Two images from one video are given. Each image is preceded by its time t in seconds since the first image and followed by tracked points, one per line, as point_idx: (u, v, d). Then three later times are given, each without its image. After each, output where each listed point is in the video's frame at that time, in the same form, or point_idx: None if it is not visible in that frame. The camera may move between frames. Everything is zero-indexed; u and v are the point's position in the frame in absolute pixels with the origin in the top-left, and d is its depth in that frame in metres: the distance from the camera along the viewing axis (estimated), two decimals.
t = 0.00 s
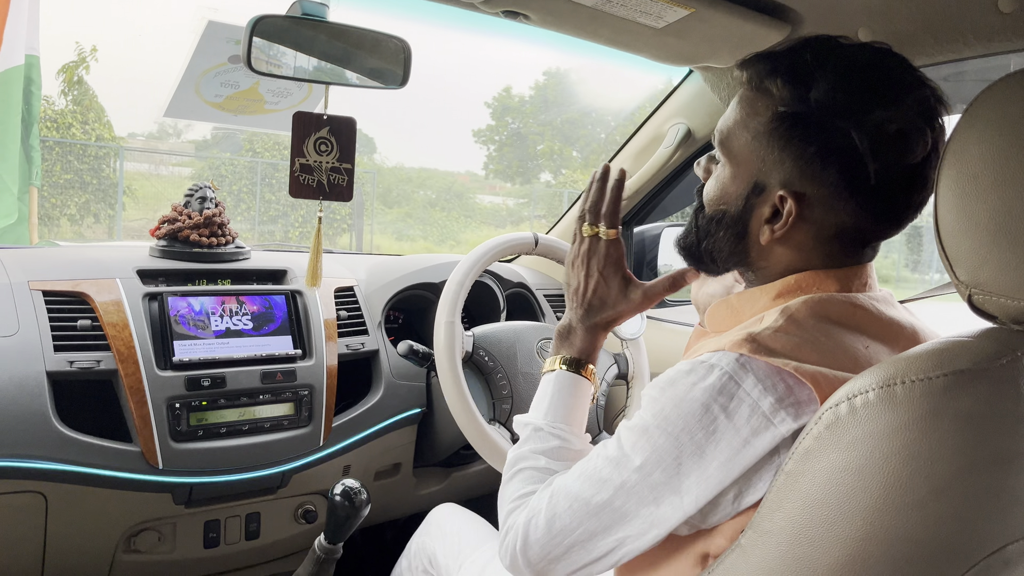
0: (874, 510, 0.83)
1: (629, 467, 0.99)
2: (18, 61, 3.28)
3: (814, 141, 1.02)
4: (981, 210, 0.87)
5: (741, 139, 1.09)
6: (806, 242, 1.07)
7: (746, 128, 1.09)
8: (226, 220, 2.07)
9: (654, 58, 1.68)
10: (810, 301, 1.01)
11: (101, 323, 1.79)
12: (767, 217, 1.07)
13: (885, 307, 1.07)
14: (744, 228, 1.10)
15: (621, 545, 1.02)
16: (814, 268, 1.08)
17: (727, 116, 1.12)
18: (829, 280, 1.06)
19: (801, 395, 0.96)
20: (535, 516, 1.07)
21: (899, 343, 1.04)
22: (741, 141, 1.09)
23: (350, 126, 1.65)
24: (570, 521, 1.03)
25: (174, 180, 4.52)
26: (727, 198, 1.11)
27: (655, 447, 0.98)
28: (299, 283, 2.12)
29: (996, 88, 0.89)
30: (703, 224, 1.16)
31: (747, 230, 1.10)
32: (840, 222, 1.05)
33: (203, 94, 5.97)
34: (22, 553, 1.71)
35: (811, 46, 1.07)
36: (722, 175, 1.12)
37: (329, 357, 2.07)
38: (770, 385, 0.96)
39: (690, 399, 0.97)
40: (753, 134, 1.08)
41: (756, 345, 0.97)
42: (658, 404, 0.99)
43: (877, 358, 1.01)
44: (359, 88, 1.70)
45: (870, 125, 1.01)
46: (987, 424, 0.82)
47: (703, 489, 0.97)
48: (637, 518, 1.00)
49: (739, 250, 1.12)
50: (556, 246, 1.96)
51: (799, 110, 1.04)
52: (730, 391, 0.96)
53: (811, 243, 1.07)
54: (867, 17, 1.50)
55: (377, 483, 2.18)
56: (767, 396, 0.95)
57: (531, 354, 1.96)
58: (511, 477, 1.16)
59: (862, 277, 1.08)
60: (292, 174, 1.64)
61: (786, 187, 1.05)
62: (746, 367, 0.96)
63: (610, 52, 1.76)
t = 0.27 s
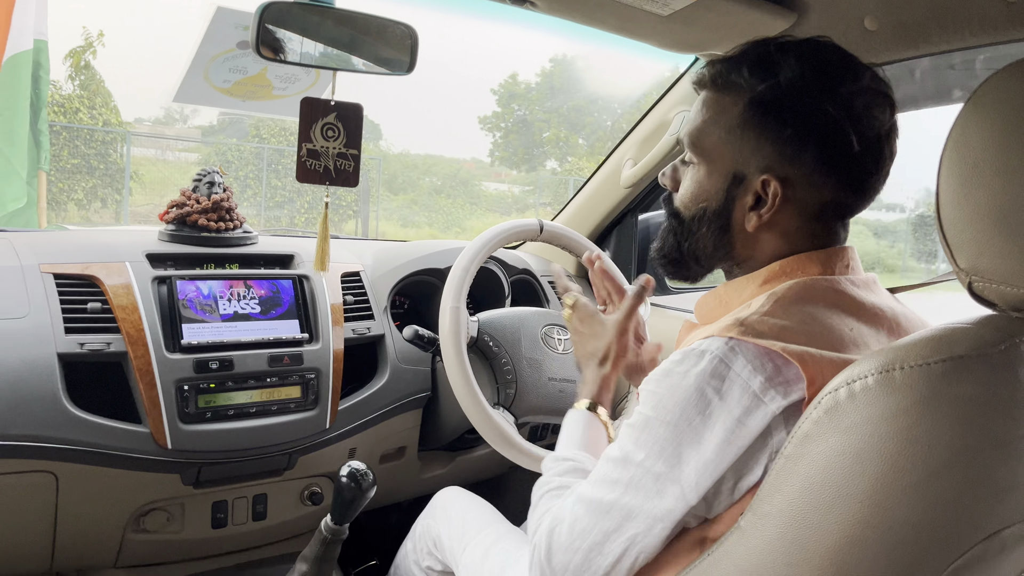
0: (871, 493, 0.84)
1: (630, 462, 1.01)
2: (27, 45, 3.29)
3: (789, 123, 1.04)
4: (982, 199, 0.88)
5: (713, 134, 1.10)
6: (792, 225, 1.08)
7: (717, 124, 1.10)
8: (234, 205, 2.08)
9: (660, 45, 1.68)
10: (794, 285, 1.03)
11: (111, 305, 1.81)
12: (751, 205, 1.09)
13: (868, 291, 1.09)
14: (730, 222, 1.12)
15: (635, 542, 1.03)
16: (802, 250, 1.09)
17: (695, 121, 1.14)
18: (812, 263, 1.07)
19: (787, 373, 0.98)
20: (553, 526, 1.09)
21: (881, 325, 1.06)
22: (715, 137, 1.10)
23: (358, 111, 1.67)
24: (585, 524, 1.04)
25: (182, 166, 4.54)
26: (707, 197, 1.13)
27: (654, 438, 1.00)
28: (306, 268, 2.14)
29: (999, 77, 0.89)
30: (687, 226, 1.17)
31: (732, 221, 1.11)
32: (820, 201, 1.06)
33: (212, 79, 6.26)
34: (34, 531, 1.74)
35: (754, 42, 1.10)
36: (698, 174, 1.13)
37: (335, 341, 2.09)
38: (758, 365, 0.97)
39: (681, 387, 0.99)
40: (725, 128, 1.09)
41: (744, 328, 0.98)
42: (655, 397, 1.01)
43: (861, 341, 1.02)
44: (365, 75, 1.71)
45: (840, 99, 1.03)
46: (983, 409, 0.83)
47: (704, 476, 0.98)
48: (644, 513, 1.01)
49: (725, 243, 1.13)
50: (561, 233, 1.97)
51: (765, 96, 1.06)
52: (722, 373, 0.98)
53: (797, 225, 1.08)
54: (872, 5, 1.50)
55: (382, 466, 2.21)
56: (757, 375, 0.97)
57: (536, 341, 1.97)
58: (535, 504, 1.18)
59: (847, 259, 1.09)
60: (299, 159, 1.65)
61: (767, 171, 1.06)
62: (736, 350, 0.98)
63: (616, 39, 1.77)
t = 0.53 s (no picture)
0: (882, 480, 0.85)
1: (663, 452, 1.06)
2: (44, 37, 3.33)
3: (862, 111, 1.11)
4: (995, 190, 0.89)
5: (785, 119, 1.13)
6: (855, 212, 1.13)
7: (791, 109, 1.13)
8: (250, 195, 2.10)
9: (674, 37, 1.69)
10: (822, 275, 1.09)
11: (131, 294, 1.84)
12: (824, 192, 1.12)
13: (888, 283, 1.12)
14: (800, 208, 1.13)
15: (670, 534, 1.07)
16: (856, 237, 1.15)
17: (761, 106, 1.15)
18: (838, 253, 1.13)
19: (821, 360, 1.00)
20: (587, 526, 1.15)
21: (905, 316, 1.09)
22: (789, 123, 1.13)
23: (374, 103, 1.68)
24: (619, 518, 1.10)
25: (195, 157, 4.58)
26: (778, 183, 1.14)
27: (687, 424, 1.05)
28: (321, 258, 2.16)
29: (1011, 69, 0.90)
30: (748, 214, 1.18)
31: (800, 208, 1.13)
32: (882, 189, 1.13)
33: (231, 72, 6.20)
34: (56, 515, 1.78)
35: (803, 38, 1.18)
36: (768, 159, 1.14)
37: (350, 331, 2.11)
38: (792, 351, 1.01)
39: (715, 373, 1.04)
40: (800, 113, 1.12)
41: (777, 316, 1.04)
42: (687, 386, 1.06)
43: (889, 333, 1.04)
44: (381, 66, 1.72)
45: (894, 95, 1.13)
46: (995, 399, 0.84)
47: (738, 463, 1.02)
48: (679, 502, 1.05)
49: (789, 230, 1.15)
50: (574, 224, 1.97)
51: (838, 85, 1.11)
52: (757, 360, 1.03)
53: (858, 213, 1.14)
54: None
55: (397, 454, 2.23)
56: (791, 360, 1.01)
57: (549, 332, 1.98)
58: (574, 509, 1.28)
59: (867, 249, 1.14)
60: (315, 150, 1.67)
61: (843, 158, 1.11)
62: (770, 335, 1.02)
63: (631, 30, 1.77)
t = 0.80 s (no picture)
0: (882, 464, 0.87)
1: (680, 425, 1.10)
2: (55, 27, 3.31)
3: (947, 109, 1.12)
4: (998, 178, 0.89)
5: (870, 109, 1.13)
6: (923, 209, 1.15)
7: (876, 101, 1.13)
8: (261, 184, 2.12)
9: (682, 26, 1.69)
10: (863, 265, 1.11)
11: (144, 283, 1.86)
12: (897, 188, 1.14)
13: (927, 279, 1.13)
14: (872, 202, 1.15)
15: (679, 507, 1.11)
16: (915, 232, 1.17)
17: (847, 94, 1.15)
18: (886, 246, 1.16)
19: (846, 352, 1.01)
20: (601, 491, 1.20)
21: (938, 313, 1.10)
22: (875, 115, 1.13)
23: (383, 92, 1.70)
24: (631, 486, 1.15)
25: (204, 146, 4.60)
26: (856, 175, 1.15)
27: (706, 399, 1.08)
28: (331, 247, 2.18)
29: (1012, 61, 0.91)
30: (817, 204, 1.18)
31: (872, 204, 1.14)
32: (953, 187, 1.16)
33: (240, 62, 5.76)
34: (73, 499, 1.81)
35: (895, 20, 1.17)
36: (847, 150, 1.15)
37: (360, 319, 2.13)
38: (820, 338, 1.02)
39: (744, 352, 1.06)
40: (887, 106, 1.12)
41: (810, 299, 1.05)
42: (711, 361, 1.08)
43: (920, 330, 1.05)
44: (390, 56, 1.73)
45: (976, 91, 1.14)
46: (997, 385, 0.84)
47: (752, 443, 1.04)
48: (692, 475, 1.09)
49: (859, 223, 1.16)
50: (581, 212, 1.98)
51: (927, 78, 1.11)
52: (784, 342, 1.04)
53: (925, 209, 1.16)
54: None
55: (406, 441, 2.26)
56: (818, 347, 1.01)
57: (557, 320, 1.99)
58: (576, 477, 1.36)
59: (911, 245, 1.17)
60: (326, 140, 1.68)
61: (921, 156, 1.12)
62: (799, 319, 1.03)
63: (639, 20, 1.77)
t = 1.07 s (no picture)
0: (879, 453, 0.88)
1: (694, 417, 1.06)
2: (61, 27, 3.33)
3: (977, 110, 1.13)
4: (992, 173, 0.91)
5: (899, 109, 1.14)
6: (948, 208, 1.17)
7: (905, 102, 1.14)
8: (267, 182, 2.14)
9: (683, 22, 1.71)
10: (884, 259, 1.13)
11: (152, 279, 1.89)
12: (924, 188, 1.15)
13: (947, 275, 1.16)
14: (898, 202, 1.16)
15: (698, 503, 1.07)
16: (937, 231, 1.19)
17: (877, 94, 1.16)
18: (908, 243, 1.17)
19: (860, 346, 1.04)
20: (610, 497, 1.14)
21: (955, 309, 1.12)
22: (904, 116, 1.14)
23: (386, 92, 1.72)
24: (645, 487, 1.09)
25: (210, 144, 4.64)
26: (884, 175, 1.16)
27: (723, 390, 1.06)
28: (336, 243, 2.20)
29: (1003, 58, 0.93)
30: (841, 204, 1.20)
31: (898, 204, 1.16)
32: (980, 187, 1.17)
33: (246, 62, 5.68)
34: (83, 492, 1.84)
35: (926, 14, 1.17)
36: (876, 151, 1.16)
37: (365, 314, 2.15)
38: (836, 329, 1.05)
39: (760, 342, 1.06)
40: (917, 107, 1.14)
41: (829, 291, 1.08)
42: (725, 350, 1.08)
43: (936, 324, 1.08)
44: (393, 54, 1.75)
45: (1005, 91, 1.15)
46: (989, 375, 0.86)
47: (773, 431, 1.01)
48: (711, 470, 1.05)
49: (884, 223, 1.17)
50: (584, 208, 2.00)
51: (958, 78, 1.13)
52: (800, 332, 1.05)
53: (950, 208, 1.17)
54: None
55: (411, 435, 2.28)
56: (834, 338, 1.04)
57: (560, 315, 2.00)
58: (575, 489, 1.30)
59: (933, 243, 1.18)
60: (330, 138, 1.70)
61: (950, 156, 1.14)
62: (817, 311, 1.06)
63: (640, 17, 1.79)
